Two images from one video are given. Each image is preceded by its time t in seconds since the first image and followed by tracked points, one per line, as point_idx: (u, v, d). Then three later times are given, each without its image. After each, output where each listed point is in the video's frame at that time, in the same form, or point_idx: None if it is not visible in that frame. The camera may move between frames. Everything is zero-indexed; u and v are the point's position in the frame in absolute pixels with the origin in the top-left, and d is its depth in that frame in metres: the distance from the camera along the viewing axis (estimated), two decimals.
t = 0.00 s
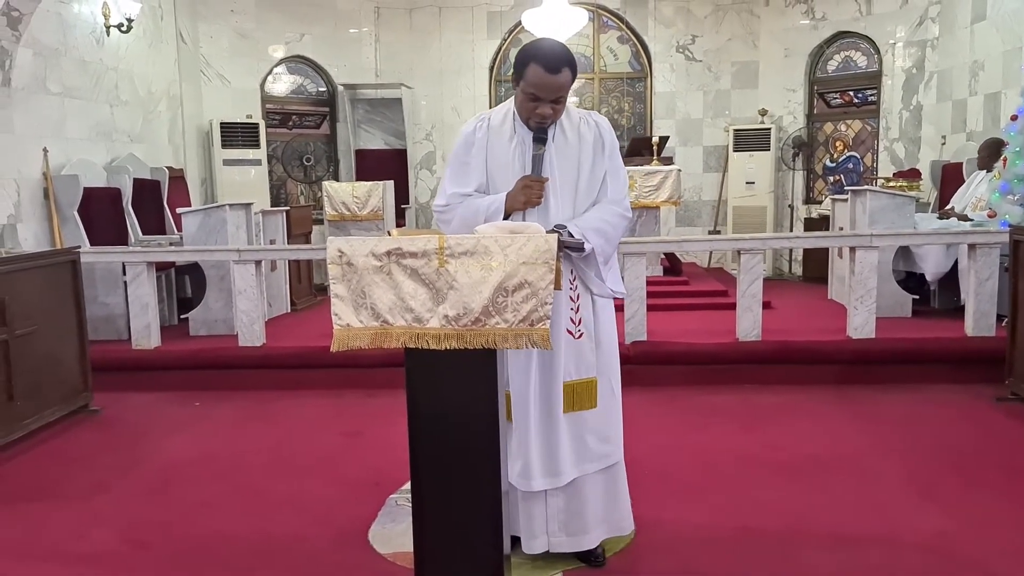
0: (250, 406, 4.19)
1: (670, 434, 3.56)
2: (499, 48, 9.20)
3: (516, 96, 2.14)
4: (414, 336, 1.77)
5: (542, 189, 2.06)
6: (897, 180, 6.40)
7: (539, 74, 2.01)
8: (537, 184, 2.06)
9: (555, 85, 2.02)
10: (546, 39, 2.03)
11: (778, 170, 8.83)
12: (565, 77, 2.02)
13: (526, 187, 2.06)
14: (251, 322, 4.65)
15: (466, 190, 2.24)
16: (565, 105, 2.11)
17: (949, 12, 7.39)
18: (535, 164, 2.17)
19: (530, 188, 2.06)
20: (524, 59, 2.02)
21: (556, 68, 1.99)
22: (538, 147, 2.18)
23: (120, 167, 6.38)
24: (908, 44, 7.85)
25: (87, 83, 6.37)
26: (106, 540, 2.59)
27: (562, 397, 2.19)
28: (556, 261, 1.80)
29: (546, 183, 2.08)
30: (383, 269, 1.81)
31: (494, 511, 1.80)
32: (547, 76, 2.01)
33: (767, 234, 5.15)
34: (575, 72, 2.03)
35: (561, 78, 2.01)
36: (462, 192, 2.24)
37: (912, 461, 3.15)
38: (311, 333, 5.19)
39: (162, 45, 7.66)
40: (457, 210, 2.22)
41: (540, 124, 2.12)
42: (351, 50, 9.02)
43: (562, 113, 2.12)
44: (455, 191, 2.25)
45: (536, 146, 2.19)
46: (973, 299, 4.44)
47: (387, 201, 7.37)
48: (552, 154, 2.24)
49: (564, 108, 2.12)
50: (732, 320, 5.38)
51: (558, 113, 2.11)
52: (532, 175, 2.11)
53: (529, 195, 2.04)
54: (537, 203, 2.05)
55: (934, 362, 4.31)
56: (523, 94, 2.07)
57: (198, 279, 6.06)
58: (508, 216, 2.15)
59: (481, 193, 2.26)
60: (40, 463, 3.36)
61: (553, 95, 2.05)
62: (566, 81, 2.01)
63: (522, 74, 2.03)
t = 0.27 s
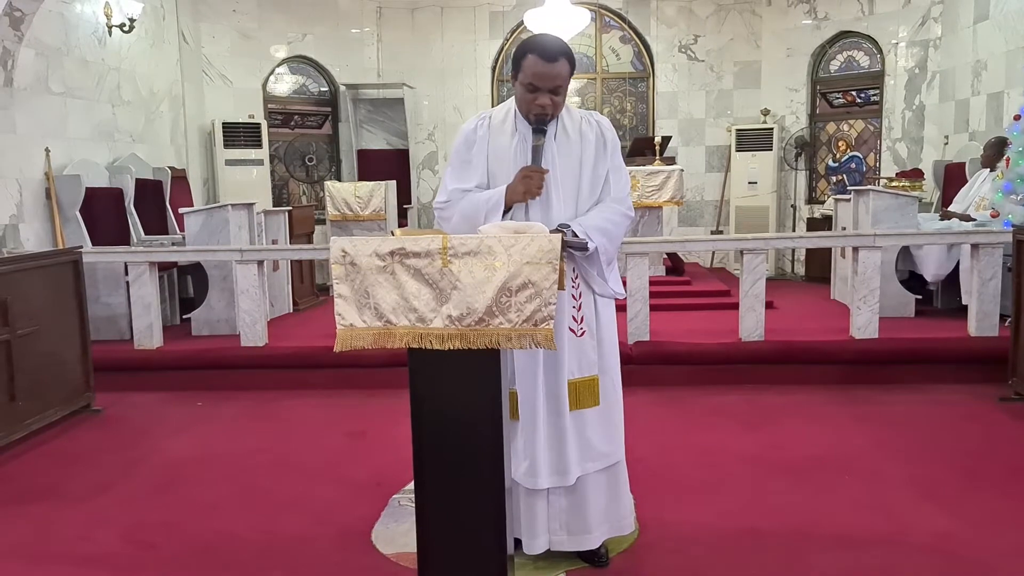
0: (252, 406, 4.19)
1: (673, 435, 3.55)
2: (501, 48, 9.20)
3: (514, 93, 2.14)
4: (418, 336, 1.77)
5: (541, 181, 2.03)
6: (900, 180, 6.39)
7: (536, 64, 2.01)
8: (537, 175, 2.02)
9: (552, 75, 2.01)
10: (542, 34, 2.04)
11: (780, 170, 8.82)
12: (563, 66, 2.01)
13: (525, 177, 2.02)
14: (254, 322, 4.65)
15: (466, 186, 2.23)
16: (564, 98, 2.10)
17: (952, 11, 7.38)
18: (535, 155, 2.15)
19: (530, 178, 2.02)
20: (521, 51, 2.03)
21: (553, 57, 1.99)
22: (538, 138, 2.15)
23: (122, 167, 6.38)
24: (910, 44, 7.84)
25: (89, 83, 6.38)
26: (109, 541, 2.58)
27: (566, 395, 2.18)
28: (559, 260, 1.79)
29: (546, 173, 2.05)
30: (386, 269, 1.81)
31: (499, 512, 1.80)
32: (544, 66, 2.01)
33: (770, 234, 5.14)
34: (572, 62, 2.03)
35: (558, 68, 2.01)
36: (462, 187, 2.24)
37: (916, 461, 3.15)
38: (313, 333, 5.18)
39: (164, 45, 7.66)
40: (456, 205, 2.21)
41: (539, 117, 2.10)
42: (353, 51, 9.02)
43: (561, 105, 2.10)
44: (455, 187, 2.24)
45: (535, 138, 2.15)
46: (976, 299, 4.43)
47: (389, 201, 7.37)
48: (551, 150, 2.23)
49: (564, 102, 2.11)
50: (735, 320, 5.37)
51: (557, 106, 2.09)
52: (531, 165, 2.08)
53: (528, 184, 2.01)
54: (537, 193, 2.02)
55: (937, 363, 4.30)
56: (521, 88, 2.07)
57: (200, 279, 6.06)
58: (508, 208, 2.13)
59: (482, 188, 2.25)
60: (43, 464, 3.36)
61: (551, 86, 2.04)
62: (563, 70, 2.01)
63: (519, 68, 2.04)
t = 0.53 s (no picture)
0: (253, 406, 4.19)
1: (674, 435, 3.55)
2: (501, 49, 9.20)
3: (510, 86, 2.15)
4: (419, 337, 1.77)
5: (531, 148, 1.96)
6: (901, 180, 6.39)
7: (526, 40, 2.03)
8: (526, 141, 1.96)
9: (541, 50, 2.02)
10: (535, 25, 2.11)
11: (781, 170, 8.82)
12: (553, 44, 2.03)
13: (516, 144, 1.97)
14: (254, 322, 4.64)
15: (463, 173, 2.23)
16: (555, 81, 2.08)
17: (952, 12, 7.38)
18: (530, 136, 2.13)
19: (519, 145, 1.96)
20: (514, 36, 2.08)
21: (542, 34, 2.03)
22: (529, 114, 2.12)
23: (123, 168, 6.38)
24: (911, 44, 7.83)
25: (89, 83, 6.37)
26: (110, 541, 2.58)
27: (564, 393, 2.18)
28: (561, 261, 1.79)
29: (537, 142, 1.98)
30: (388, 269, 1.81)
31: (500, 515, 1.79)
32: (534, 43, 2.03)
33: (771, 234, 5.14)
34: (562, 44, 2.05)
35: (548, 44, 2.02)
36: (459, 174, 2.23)
37: (917, 462, 3.15)
38: (314, 334, 5.18)
39: (164, 45, 7.65)
40: (453, 192, 2.19)
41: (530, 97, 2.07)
42: (353, 51, 9.02)
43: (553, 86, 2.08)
44: (453, 176, 2.24)
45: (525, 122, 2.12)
46: (978, 299, 4.42)
47: (390, 201, 7.36)
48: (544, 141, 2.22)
49: (554, 86, 2.09)
50: (736, 321, 5.36)
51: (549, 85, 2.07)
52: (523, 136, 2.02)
53: (517, 148, 1.95)
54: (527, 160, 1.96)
55: (938, 363, 4.30)
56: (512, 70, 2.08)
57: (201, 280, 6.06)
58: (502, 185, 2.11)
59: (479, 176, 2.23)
60: (43, 464, 3.35)
61: (541, 61, 2.04)
62: (552, 45, 2.02)
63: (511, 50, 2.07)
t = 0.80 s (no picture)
0: (254, 407, 4.19)
1: (676, 436, 3.55)
2: (502, 50, 9.21)
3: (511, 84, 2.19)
4: (421, 338, 1.77)
5: (521, 132, 1.92)
6: (903, 181, 6.39)
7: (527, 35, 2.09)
8: (516, 127, 1.93)
9: (539, 44, 2.06)
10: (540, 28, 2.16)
11: (782, 171, 8.82)
12: (552, 40, 2.07)
13: (505, 128, 1.93)
14: (255, 323, 4.64)
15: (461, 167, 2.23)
16: (553, 78, 2.11)
17: (953, 12, 7.38)
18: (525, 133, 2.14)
19: (509, 129, 1.93)
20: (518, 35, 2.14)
21: (543, 31, 2.07)
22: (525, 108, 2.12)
23: (124, 169, 6.38)
24: (912, 44, 7.83)
25: (91, 84, 6.37)
26: (113, 542, 2.58)
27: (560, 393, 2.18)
28: (563, 262, 1.79)
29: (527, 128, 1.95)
30: (390, 271, 1.81)
31: (500, 519, 1.79)
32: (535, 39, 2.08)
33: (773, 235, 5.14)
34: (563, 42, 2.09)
35: (547, 40, 2.06)
36: (457, 167, 2.24)
37: (919, 463, 3.14)
38: (315, 334, 5.18)
39: (166, 47, 7.65)
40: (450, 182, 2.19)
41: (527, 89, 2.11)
42: (355, 52, 9.03)
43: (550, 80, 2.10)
44: (451, 170, 2.25)
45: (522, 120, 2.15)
46: (979, 300, 4.42)
47: (391, 202, 7.36)
48: (541, 139, 2.23)
49: (553, 83, 2.12)
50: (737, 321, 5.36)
51: (545, 77, 2.09)
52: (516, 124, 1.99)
53: (506, 133, 1.91)
54: (516, 144, 1.92)
55: (940, 364, 4.29)
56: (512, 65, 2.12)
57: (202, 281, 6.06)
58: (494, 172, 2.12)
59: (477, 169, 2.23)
60: (45, 465, 3.35)
61: (538, 54, 2.07)
62: (551, 40, 2.06)
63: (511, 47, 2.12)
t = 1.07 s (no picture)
0: (254, 408, 4.19)
1: (676, 437, 3.55)
2: (502, 50, 9.21)
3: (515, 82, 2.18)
4: (421, 338, 1.77)
5: (520, 148, 1.95)
6: (902, 181, 6.40)
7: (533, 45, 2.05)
8: (516, 142, 1.95)
9: (547, 58, 2.03)
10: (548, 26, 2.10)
11: (781, 171, 8.82)
12: (560, 52, 2.04)
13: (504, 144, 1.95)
14: (255, 323, 4.63)
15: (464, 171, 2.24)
16: (560, 88, 2.11)
17: (953, 13, 7.39)
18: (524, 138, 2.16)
19: (508, 145, 1.95)
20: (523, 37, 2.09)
21: (551, 41, 2.03)
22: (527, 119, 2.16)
23: (124, 169, 6.37)
24: (911, 45, 7.84)
25: (90, 84, 6.37)
26: (113, 543, 2.58)
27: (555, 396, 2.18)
28: (564, 263, 1.79)
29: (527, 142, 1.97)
30: (391, 271, 1.81)
31: (501, 519, 1.79)
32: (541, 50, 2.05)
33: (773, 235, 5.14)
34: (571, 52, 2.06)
35: (554, 53, 2.03)
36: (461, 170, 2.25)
37: (919, 463, 3.15)
38: (315, 335, 5.18)
39: (165, 47, 7.65)
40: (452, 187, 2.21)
41: (533, 100, 2.12)
42: (354, 52, 9.03)
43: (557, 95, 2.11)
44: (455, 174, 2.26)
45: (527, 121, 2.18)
46: (978, 300, 4.43)
47: (390, 202, 7.36)
48: (540, 142, 2.24)
49: (559, 94, 2.12)
50: (737, 321, 5.36)
51: (552, 94, 2.11)
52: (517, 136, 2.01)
53: (505, 149, 1.93)
54: (514, 160, 1.94)
55: (939, 364, 4.30)
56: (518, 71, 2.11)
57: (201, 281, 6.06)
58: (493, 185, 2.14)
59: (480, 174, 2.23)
60: (45, 466, 3.35)
61: (545, 69, 2.06)
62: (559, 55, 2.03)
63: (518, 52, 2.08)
